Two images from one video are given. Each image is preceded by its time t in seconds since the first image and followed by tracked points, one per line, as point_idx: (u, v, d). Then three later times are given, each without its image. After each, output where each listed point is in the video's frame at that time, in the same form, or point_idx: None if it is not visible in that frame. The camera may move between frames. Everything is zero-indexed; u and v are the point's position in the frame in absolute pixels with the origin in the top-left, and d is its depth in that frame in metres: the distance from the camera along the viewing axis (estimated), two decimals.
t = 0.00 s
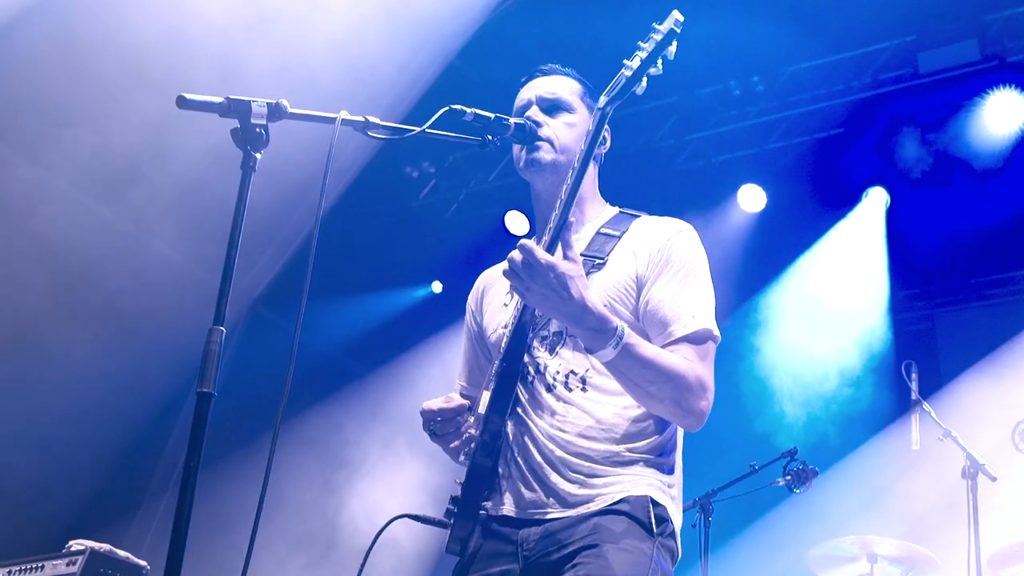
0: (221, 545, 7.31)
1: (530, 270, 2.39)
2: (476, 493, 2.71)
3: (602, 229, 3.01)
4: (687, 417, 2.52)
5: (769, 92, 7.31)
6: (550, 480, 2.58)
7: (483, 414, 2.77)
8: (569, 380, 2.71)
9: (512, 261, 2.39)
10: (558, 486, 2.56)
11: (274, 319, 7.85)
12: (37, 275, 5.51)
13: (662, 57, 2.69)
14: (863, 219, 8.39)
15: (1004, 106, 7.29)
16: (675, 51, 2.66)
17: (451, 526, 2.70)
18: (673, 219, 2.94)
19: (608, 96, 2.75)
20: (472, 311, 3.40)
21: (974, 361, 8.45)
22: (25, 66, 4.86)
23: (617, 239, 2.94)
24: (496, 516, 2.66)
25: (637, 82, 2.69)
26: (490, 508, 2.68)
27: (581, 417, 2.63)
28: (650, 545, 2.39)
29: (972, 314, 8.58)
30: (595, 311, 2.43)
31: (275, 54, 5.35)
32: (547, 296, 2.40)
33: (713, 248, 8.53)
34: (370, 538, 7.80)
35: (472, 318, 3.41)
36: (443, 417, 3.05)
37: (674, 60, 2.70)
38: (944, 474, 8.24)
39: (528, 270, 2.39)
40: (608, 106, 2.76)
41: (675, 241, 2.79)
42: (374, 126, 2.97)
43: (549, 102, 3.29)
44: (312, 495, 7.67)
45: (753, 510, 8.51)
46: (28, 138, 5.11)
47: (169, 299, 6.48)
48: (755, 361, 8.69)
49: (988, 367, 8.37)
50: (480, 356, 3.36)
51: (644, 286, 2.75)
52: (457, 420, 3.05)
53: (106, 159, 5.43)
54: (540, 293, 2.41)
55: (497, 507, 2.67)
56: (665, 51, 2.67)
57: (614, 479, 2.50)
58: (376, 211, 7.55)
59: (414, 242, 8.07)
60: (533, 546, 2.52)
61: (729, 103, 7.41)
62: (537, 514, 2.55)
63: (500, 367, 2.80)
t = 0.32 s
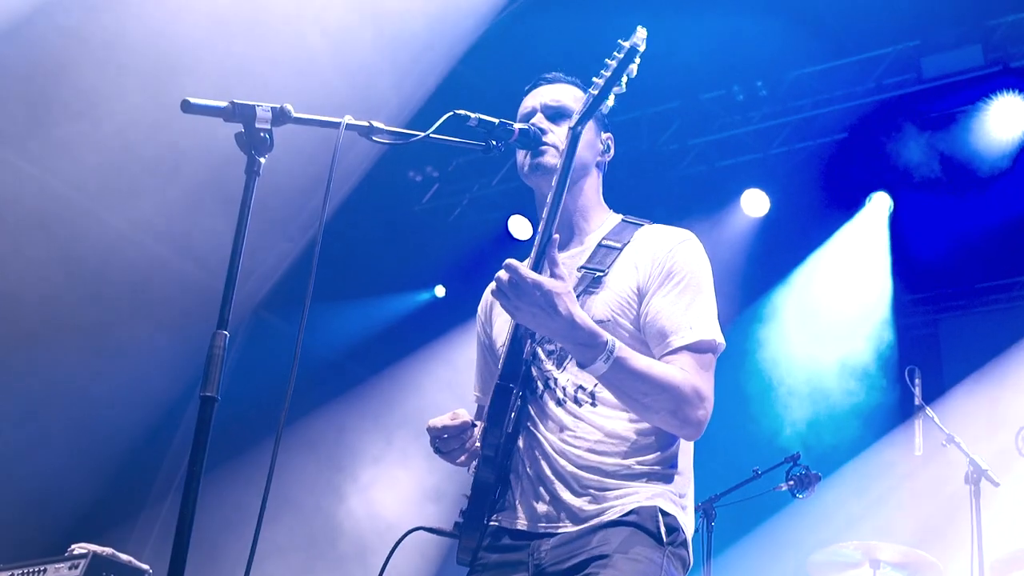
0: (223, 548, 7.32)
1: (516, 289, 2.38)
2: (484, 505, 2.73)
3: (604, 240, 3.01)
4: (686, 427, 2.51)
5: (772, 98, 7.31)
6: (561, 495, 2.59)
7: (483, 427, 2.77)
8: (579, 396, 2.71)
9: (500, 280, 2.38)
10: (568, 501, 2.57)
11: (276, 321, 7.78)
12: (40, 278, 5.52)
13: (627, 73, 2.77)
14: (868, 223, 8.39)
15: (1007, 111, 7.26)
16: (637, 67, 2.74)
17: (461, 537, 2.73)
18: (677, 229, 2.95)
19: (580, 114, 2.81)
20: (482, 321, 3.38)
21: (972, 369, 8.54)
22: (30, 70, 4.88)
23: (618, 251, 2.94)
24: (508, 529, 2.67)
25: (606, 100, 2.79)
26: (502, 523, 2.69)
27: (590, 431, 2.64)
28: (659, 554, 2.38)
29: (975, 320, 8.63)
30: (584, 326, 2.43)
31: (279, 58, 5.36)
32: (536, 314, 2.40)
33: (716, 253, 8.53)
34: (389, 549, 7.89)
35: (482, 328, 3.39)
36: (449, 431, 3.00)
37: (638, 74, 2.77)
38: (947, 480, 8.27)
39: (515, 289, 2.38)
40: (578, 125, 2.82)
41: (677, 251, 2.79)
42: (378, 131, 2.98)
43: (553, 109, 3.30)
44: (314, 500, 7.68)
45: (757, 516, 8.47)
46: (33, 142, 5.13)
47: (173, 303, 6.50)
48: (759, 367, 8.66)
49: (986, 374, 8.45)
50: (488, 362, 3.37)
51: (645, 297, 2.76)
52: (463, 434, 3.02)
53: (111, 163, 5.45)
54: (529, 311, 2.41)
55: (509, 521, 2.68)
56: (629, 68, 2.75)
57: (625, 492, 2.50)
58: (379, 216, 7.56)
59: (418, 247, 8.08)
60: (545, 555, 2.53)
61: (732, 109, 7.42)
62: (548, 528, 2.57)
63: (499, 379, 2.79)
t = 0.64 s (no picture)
0: (223, 550, 7.32)
1: (509, 296, 2.41)
2: (490, 508, 2.68)
3: (601, 239, 3.02)
4: (687, 425, 2.52)
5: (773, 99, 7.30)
6: (564, 497, 2.59)
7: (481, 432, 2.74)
8: (579, 397, 2.70)
9: (491, 288, 2.42)
10: (571, 503, 2.57)
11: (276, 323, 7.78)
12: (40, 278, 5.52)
13: (606, 79, 2.84)
14: (866, 225, 8.37)
15: (1007, 112, 7.26)
16: (616, 71, 2.81)
17: (467, 539, 2.69)
18: (674, 226, 2.95)
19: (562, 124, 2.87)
20: (487, 321, 3.37)
21: (971, 371, 8.56)
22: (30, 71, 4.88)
23: (615, 251, 2.94)
24: (511, 530, 2.66)
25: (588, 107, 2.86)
26: (506, 522, 2.67)
27: (593, 434, 2.64)
28: (661, 555, 2.40)
29: (976, 320, 8.64)
30: (578, 328, 2.43)
31: (279, 60, 5.37)
32: (530, 320, 2.42)
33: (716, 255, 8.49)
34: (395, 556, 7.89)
35: (487, 328, 3.38)
36: (452, 435, 3.02)
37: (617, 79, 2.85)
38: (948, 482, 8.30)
39: (506, 296, 2.41)
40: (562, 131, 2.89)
41: (674, 248, 2.80)
42: (379, 132, 2.98)
43: (550, 109, 3.30)
44: (315, 502, 7.69)
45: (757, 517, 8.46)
46: (33, 144, 5.13)
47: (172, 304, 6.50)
48: (759, 370, 8.64)
49: (986, 377, 8.49)
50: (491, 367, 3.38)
51: (643, 295, 2.75)
52: (467, 437, 3.03)
53: (111, 164, 5.46)
54: (523, 318, 2.42)
55: (513, 522, 2.67)
56: (608, 73, 2.82)
57: (628, 492, 2.50)
58: (380, 217, 7.55)
59: (418, 248, 8.07)
60: (548, 557, 2.54)
61: (733, 110, 7.41)
62: (551, 530, 2.57)
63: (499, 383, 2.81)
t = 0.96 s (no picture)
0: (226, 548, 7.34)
1: (510, 327, 2.41)
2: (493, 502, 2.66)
3: (595, 233, 3.02)
4: (721, 411, 2.52)
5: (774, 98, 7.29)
6: (561, 490, 2.59)
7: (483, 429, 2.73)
8: (576, 387, 2.72)
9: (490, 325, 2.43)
10: (568, 495, 2.57)
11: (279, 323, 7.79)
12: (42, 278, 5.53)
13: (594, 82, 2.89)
14: (868, 223, 8.41)
15: (1008, 110, 7.24)
16: (604, 75, 2.86)
17: (470, 534, 2.67)
18: (668, 216, 2.95)
19: (554, 124, 2.97)
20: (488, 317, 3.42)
21: (977, 368, 8.51)
22: (32, 70, 4.89)
23: (608, 245, 2.93)
24: (513, 524, 2.65)
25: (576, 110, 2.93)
26: (507, 516, 2.66)
27: (590, 425, 2.65)
28: (657, 545, 2.39)
29: (979, 318, 8.60)
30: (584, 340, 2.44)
31: (280, 59, 5.37)
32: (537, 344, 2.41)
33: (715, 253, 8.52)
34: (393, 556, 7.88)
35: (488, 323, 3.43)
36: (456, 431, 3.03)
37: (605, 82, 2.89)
38: (950, 479, 8.26)
39: (507, 330, 2.41)
40: (553, 134, 2.98)
41: (669, 239, 2.80)
42: (381, 131, 2.98)
43: (547, 106, 3.31)
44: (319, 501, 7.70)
45: (759, 516, 8.46)
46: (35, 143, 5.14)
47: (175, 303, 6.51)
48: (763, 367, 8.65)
49: (987, 375, 8.45)
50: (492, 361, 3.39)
51: (642, 286, 2.77)
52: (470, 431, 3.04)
53: (113, 162, 5.47)
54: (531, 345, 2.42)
55: (513, 515, 2.66)
56: (596, 76, 2.86)
57: (623, 483, 2.51)
58: (381, 216, 7.55)
59: (420, 248, 8.05)
60: (547, 549, 2.55)
61: (735, 109, 7.40)
62: (549, 521, 2.58)
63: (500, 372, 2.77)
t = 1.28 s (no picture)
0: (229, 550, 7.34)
1: (539, 292, 2.29)
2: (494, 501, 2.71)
3: (601, 239, 3.01)
4: (720, 412, 2.51)
5: (778, 100, 7.29)
6: (560, 490, 2.59)
7: (491, 429, 2.78)
8: (578, 388, 2.72)
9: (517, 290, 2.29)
10: (566, 494, 2.57)
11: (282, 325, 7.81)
12: (45, 280, 5.54)
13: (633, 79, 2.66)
14: (873, 224, 8.35)
15: (1010, 113, 7.20)
16: (646, 72, 2.64)
17: (469, 534, 2.72)
18: (674, 221, 2.96)
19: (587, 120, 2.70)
20: (487, 319, 3.44)
21: (980, 371, 8.54)
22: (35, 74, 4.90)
23: (617, 249, 2.93)
24: (512, 523, 2.66)
25: (614, 106, 2.68)
26: (506, 515, 2.68)
27: (591, 425, 2.64)
28: (657, 547, 2.39)
29: (983, 320, 8.64)
30: (610, 318, 2.37)
31: (284, 62, 5.38)
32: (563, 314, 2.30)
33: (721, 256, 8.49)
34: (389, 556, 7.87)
35: (487, 325, 3.45)
36: (455, 425, 3.02)
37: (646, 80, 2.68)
38: (953, 481, 8.25)
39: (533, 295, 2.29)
40: (586, 130, 2.72)
41: (677, 244, 2.81)
42: (384, 134, 2.98)
43: (548, 110, 3.32)
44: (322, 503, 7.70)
45: (762, 519, 8.43)
46: (39, 146, 5.15)
47: (178, 305, 6.52)
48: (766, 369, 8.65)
49: (990, 377, 8.48)
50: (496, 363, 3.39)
51: (652, 291, 2.77)
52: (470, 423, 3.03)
53: (116, 165, 5.48)
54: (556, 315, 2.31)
55: (512, 514, 2.68)
56: (637, 73, 2.64)
57: (622, 483, 2.50)
58: (385, 219, 7.55)
59: (423, 251, 8.06)
60: (546, 550, 2.54)
61: (739, 111, 7.39)
62: (548, 520, 2.58)
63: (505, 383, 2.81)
